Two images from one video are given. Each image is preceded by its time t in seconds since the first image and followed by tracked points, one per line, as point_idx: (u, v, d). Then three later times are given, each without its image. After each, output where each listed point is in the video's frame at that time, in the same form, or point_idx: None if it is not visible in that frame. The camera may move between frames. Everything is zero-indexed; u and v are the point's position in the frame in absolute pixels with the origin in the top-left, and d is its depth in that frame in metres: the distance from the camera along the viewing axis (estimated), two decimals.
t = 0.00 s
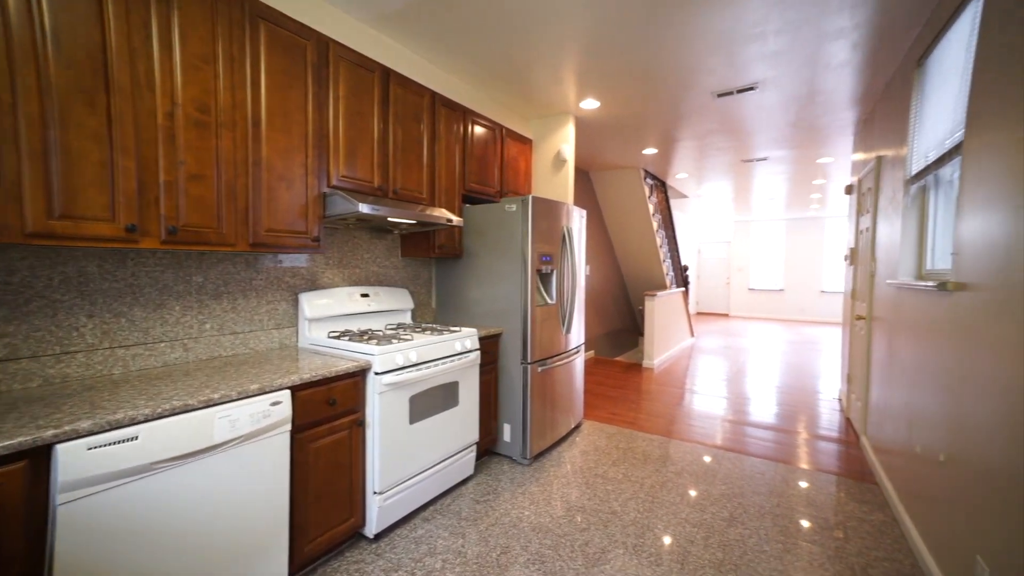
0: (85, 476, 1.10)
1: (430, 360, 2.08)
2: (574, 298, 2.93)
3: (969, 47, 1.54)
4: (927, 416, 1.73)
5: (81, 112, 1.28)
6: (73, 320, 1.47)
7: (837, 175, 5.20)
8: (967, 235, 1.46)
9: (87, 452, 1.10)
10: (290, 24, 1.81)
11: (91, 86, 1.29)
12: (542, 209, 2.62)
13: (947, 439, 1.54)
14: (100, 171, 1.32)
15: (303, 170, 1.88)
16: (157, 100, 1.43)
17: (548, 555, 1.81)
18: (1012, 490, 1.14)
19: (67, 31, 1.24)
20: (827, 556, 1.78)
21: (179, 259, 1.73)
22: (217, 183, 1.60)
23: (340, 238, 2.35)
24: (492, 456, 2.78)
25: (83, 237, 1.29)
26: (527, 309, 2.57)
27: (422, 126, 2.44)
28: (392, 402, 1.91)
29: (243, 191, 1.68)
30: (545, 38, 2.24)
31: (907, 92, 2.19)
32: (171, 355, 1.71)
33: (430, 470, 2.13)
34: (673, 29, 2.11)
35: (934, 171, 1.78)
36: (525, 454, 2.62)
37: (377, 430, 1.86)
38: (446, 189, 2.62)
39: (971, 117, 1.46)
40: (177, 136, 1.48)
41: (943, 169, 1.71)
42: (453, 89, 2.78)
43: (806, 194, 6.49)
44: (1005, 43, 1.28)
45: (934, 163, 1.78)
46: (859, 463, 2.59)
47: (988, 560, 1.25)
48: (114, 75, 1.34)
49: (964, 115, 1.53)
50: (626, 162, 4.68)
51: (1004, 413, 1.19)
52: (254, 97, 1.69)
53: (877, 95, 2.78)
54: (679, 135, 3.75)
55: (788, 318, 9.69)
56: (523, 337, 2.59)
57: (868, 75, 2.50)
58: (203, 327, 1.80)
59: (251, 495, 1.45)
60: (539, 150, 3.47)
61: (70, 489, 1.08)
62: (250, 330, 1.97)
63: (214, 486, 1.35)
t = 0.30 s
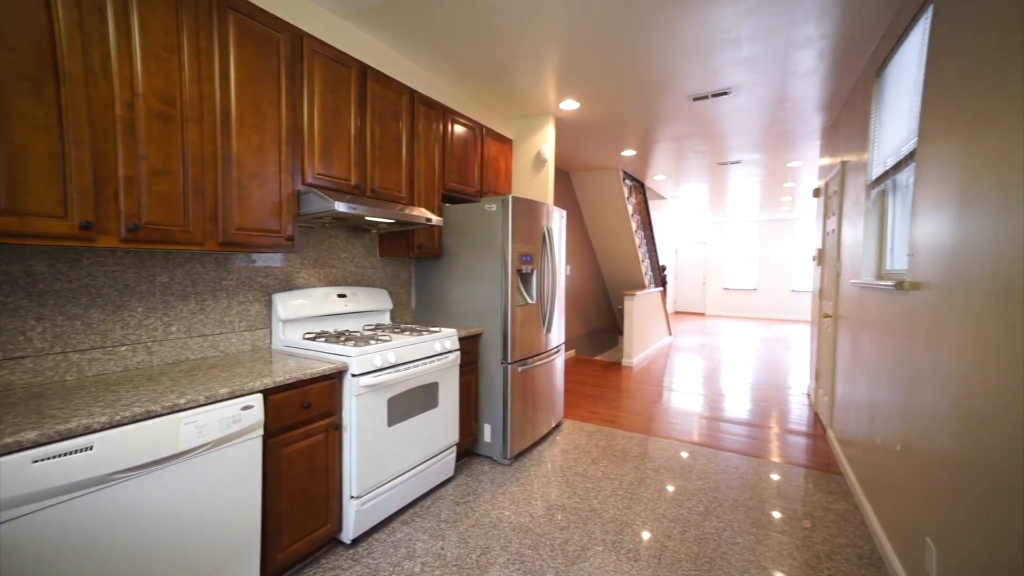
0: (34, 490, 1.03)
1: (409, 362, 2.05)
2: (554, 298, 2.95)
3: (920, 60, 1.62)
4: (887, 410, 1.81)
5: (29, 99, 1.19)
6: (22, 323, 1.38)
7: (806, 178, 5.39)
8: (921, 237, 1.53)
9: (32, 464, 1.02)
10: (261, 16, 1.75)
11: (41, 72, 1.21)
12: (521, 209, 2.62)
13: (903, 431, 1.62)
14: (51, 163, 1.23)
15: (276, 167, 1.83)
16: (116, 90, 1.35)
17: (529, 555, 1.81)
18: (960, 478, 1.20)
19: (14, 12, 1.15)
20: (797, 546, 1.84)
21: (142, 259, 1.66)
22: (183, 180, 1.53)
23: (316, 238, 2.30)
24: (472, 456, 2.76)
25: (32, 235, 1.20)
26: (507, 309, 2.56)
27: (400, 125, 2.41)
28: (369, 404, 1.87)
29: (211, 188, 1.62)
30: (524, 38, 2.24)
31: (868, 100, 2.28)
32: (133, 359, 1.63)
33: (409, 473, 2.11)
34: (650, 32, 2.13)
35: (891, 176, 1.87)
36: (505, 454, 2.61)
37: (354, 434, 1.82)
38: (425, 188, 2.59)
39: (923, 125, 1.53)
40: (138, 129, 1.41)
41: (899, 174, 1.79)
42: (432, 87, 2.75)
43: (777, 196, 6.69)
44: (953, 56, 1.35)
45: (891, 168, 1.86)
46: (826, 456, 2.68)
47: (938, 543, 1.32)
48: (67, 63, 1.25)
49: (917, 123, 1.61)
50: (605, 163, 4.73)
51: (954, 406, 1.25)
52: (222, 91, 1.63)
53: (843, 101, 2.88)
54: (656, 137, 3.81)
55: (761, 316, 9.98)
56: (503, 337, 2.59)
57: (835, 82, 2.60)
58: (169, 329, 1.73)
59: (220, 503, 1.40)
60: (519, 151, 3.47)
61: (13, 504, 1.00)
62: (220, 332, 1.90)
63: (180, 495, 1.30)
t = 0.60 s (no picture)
0: None
1: (388, 363, 2.02)
2: (535, 297, 2.95)
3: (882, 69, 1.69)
4: (853, 404, 1.88)
5: None
6: None
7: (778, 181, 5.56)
8: (884, 237, 1.59)
9: None
10: (231, 8, 1.70)
11: None
12: (502, 209, 2.62)
13: (868, 424, 1.68)
14: None
15: (248, 164, 1.78)
16: (72, 81, 1.28)
17: (509, 554, 1.81)
18: (919, 469, 1.26)
19: None
20: (770, 538, 1.89)
21: (104, 259, 1.59)
22: (147, 176, 1.47)
23: (291, 237, 2.25)
24: (453, 457, 2.75)
25: None
26: (488, 308, 2.56)
27: (378, 122, 2.38)
28: (347, 406, 1.84)
29: (178, 185, 1.56)
30: (504, 38, 2.24)
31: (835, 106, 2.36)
32: (94, 363, 1.56)
33: (388, 475, 2.08)
34: (628, 35, 2.15)
35: (856, 180, 1.94)
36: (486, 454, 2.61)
37: (331, 437, 1.79)
38: (404, 187, 2.56)
39: (885, 131, 1.60)
40: (97, 122, 1.34)
41: (863, 177, 1.86)
42: (411, 86, 2.72)
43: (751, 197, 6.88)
44: (911, 66, 1.41)
45: (856, 172, 1.93)
46: (797, 450, 2.77)
47: (899, 532, 1.38)
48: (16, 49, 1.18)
49: (879, 129, 1.68)
50: (585, 163, 4.77)
51: (914, 400, 1.31)
52: (189, 84, 1.57)
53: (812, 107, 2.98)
54: (635, 139, 3.86)
55: (737, 315, 10.23)
56: (484, 337, 2.58)
57: (804, 87, 2.68)
58: (133, 331, 1.66)
59: (190, 510, 1.35)
60: (499, 151, 3.47)
61: None
62: (190, 334, 1.84)
63: (146, 504, 1.25)
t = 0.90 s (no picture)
0: None
1: (368, 364, 1.99)
2: (517, 297, 2.96)
3: (850, 75, 1.75)
4: (824, 400, 1.94)
5: None
6: None
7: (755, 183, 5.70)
8: (853, 238, 1.65)
9: None
10: None
11: None
12: (484, 209, 2.61)
13: (838, 419, 1.74)
14: None
15: (222, 161, 1.73)
16: (28, 70, 1.22)
17: (491, 555, 1.81)
18: (886, 462, 1.30)
19: None
20: (746, 532, 1.94)
21: (66, 258, 1.52)
22: (112, 171, 1.41)
23: (268, 236, 2.19)
24: (434, 458, 2.73)
25: None
26: (470, 309, 2.55)
27: (357, 120, 2.34)
28: (326, 409, 1.81)
29: (146, 182, 1.50)
30: (486, 38, 2.23)
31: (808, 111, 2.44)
32: (54, 367, 1.49)
33: (369, 477, 2.05)
34: (610, 36, 2.17)
35: (827, 183, 2.00)
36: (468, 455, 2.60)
37: (310, 440, 1.76)
38: (384, 185, 2.53)
39: (854, 136, 1.66)
40: (56, 114, 1.28)
41: (834, 180, 1.92)
42: (392, 84, 2.68)
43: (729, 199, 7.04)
44: (878, 74, 1.46)
45: (827, 175, 2.00)
46: (772, 445, 2.84)
47: (867, 523, 1.43)
48: None
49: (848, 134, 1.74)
50: (567, 164, 4.80)
51: (881, 395, 1.36)
52: (157, 77, 1.52)
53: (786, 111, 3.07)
54: (615, 140, 3.91)
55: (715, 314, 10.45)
56: (466, 338, 2.57)
57: (778, 92, 2.76)
58: (98, 334, 1.60)
59: (160, 518, 1.31)
60: (481, 150, 3.46)
61: None
62: (159, 337, 1.78)
63: (113, 513, 1.20)
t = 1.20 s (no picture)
0: None
1: (350, 365, 1.97)
2: (501, 297, 2.96)
3: (823, 80, 1.80)
4: (800, 396, 1.99)
5: None
6: None
7: (734, 184, 5.82)
8: (827, 238, 1.70)
9: None
10: None
11: None
12: (467, 209, 2.60)
13: (813, 415, 1.78)
14: None
15: (196, 158, 1.68)
16: None
17: (475, 555, 1.80)
18: (859, 455, 1.34)
19: None
20: (726, 526, 1.97)
21: (27, 258, 1.46)
22: (78, 167, 1.36)
23: (245, 235, 2.14)
24: (418, 459, 2.70)
25: None
26: (453, 309, 2.54)
27: (338, 117, 2.31)
28: (306, 411, 1.78)
29: (115, 178, 1.45)
30: (469, 37, 2.22)
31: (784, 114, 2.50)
32: (14, 372, 1.42)
33: (350, 480, 2.02)
34: (593, 38, 2.18)
35: (803, 185, 2.06)
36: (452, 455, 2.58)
37: (289, 443, 1.72)
38: (366, 184, 2.50)
39: (827, 139, 1.71)
40: (16, 107, 1.22)
41: (809, 182, 1.97)
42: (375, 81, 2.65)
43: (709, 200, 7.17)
44: (850, 79, 1.51)
45: (802, 177, 2.05)
46: (751, 441, 2.91)
47: (840, 514, 1.47)
48: None
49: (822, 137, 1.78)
50: (551, 164, 4.82)
51: (854, 390, 1.40)
52: (126, 70, 1.47)
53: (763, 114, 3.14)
54: (598, 141, 3.94)
55: (697, 313, 10.63)
56: (450, 338, 2.56)
57: (756, 95, 2.82)
58: (63, 336, 1.53)
59: (130, 527, 1.26)
60: (464, 149, 3.45)
61: None
62: (130, 339, 1.72)
63: (79, 523, 1.16)
